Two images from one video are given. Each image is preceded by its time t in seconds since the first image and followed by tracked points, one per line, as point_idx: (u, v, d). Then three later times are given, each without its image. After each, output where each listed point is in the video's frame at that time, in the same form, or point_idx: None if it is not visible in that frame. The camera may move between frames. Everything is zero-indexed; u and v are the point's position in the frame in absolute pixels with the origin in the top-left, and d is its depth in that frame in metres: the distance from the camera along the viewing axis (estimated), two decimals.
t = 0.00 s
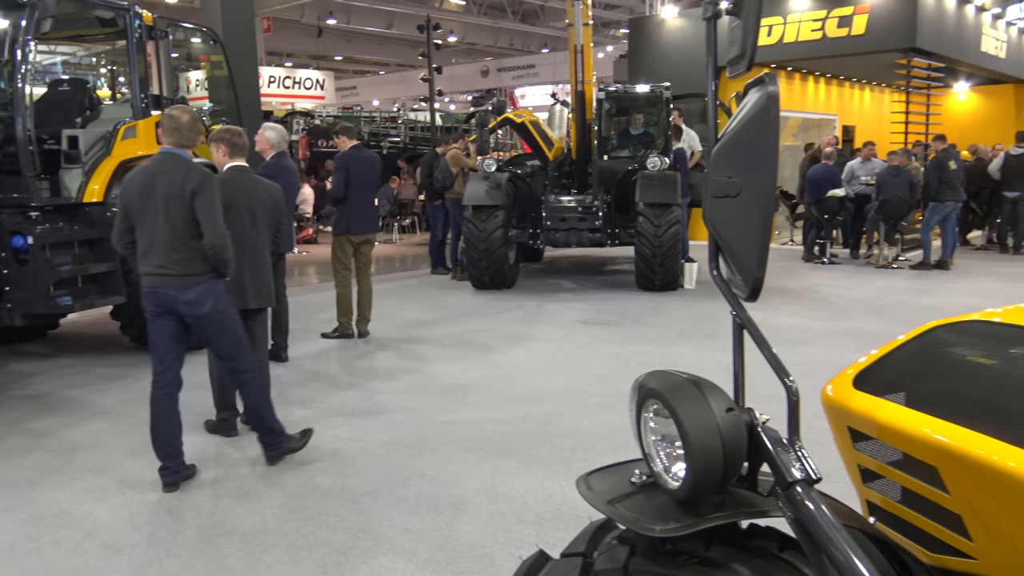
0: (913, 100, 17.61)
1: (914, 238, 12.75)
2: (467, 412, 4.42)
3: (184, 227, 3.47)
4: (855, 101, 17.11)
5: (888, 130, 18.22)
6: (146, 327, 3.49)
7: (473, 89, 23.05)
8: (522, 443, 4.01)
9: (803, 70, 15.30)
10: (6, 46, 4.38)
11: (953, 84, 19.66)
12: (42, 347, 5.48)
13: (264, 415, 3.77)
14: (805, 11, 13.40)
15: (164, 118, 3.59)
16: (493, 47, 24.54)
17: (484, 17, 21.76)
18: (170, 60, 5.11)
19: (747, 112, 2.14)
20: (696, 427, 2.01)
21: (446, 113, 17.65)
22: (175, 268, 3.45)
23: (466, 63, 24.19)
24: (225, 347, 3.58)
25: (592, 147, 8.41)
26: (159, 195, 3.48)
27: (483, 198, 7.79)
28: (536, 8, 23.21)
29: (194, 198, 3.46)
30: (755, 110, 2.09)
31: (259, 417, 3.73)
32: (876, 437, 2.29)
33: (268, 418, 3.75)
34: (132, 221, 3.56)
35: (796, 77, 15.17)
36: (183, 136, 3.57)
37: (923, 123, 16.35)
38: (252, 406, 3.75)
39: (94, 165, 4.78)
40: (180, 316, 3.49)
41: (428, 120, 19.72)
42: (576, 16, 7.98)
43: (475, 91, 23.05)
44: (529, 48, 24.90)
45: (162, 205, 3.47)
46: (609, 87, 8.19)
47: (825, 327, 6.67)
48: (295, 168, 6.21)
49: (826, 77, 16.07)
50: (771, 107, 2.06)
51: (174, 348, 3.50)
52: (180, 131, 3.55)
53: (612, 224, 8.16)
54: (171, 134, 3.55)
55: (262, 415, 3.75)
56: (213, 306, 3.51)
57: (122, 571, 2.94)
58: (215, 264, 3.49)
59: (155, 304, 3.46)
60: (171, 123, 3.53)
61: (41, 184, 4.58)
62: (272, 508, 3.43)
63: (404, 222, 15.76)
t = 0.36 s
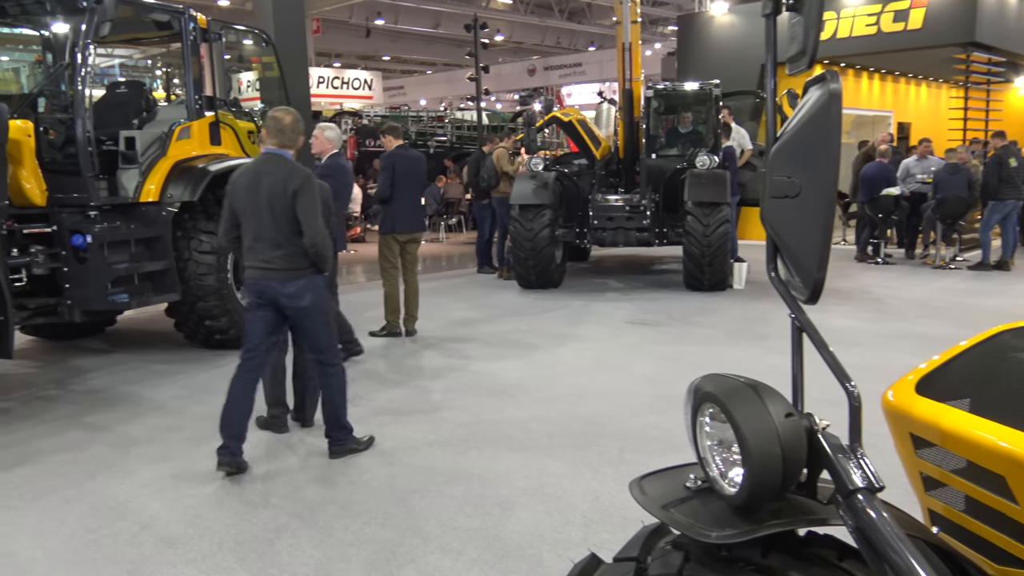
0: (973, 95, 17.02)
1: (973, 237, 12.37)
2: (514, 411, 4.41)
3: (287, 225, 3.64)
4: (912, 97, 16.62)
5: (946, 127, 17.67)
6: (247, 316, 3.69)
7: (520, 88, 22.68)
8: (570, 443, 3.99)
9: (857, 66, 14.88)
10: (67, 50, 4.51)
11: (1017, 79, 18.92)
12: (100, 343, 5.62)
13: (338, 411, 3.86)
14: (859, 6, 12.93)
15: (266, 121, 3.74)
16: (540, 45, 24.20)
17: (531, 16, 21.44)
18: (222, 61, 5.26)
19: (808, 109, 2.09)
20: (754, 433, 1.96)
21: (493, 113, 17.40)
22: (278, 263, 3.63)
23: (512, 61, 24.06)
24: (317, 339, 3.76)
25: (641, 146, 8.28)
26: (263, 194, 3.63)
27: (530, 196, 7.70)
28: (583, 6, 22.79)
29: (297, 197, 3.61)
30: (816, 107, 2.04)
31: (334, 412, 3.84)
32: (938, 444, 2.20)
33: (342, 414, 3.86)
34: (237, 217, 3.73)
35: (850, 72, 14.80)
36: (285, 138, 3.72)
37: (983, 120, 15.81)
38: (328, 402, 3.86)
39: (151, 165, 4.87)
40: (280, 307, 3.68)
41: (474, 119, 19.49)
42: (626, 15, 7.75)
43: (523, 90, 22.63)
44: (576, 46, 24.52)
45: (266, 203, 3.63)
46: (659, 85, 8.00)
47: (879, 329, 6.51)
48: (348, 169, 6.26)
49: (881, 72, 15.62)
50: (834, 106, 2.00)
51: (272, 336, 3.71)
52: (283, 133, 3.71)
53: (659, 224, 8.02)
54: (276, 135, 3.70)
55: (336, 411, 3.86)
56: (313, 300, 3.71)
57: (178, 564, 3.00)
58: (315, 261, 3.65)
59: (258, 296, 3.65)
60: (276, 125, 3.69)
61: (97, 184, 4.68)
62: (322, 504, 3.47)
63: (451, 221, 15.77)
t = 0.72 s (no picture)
0: None
1: None
2: (558, 416, 4.40)
3: (377, 224, 3.75)
4: (967, 95, 16.15)
5: (1003, 126, 17.13)
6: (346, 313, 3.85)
7: (564, 92, 22.45)
8: (616, 448, 3.96)
9: (910, 64, 14.52)
10: (119, 59, 4.59)
11: None
12: (153, 345, 5.76)
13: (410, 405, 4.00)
14: (910, 3, 12.49)
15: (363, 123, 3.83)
16: (584, 48, 23.86)
17: (575, 18, 21.09)
18: (270, 69, 5.34)
19: (865, 109, 2.04)
20: (811, 440, 1.92)
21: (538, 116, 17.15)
22: (369, 261, 3.74)
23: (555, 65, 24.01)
24: (398, 339, 3.79)
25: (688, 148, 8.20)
26: (356, 195, 3.78)
27: (574, 200, 7.66)
28: (627, 8, 22.36)
29: (387, 198, 3.74)
30: (874, 107, 1.99)
31: (389, 415, 3.84)
32: (1003, 452, 2.09)
33: (396, 418, 3.87)
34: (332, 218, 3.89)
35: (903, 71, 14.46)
36: (379, 138, 3.82)
37: None
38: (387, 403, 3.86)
39: (202, 172, 4.96)
40: (369, 305, 3.79)
41: (518, 122, 19.09)
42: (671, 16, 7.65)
43: (567, 93, 22.20)
44: (619, 48, 24.13)
45: (358, 203, 3.77)
46: (704, 86, 7.91)
47: (933, 333, 6.34)
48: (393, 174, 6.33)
49: (935, 71, 15.22)
50: (894, 105, 1.94)
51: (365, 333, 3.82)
52: (377, 134, 3.80)
53: (706, 227, 7.84)
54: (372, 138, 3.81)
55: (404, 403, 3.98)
56: (398, 299, 3.76)
57: (229, 563, 3.04)
58: (403, 261, 3.74)
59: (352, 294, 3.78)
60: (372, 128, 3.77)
61: (150, 191, 4.80)
62: (369, 506, 3.50)
63: (495, 225, 15.79)
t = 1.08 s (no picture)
0: None
1: None
2: (604, 420, 4.37)
3: (449, 227, 3.80)
4: None
5: None
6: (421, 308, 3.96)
7: (608, 95, 21.49)
8: (662, 454, 3.92)
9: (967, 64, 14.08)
10: (173, 65, 4.74)
11: None
12: (203, 345, 5.87)
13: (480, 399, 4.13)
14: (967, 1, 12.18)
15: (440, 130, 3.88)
16: (629, 50, 23.49)
17: (620, 20, 20.72)
18: (318, 73, 5.41)
19: (930, 110, 1.98)
20: (872, 450, 1.88)
21: (582, 119, 16.94)
22: (440, 262, 3.80)
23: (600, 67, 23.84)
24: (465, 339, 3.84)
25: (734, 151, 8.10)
26: (430, 197, 3.83)
27: (619, 203, 7.62)
28: (673, 10, 21.90)
29: (460, 201, 3.77)
30: (939, 108, 1.93)
31: (439, 416, 3.82)
32: None
33: (446, 418, 3.85)
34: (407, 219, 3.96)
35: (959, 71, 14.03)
36: (455, 146, 3.88)
37: None
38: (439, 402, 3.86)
39: (253, 174, 5.05)
40: (440, 304, 3.85)
41: (564, 126, 18.67)
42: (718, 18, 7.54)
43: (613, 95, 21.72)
44: (665, 50, 23.66)
45: (433, 206, 3.82)
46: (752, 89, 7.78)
47: (990, 341, 6.15)
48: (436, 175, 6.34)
49: (994, 70, 14.73)
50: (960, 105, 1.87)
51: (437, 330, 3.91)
52: (452, 142, 3.85)
53: (753, 230, 7.70)
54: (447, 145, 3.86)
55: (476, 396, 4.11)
56: (468, 300, 3.81)
57: (276, 562, 3.07)
58: (473, 263, 3.77)
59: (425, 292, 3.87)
60: (449, 136, 3.82)
61: (201, 193, 4.92)
62: (414, 508, 3.51)
63: (539, 228, 15.74)
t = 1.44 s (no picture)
0: None
1: None
2: (648, 425, 4.32)
3: (525, 227, 3.84)
4: None
5: None
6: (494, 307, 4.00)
7: (651, 97, 21.30)
8: (708, 460, 3.87)
9: None
10: (223, 71, 4.80)
11: None
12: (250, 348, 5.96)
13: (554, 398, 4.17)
14: None
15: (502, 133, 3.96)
16: (672, 52, 23.17)
17: (663, 21, 20.43)
18: (365, 78, 5.46)
19: (993, 110, 1.93)
20: (936, 458, 1.83)
21: (625, 121, 16.75)
22: (517, 262, 3.84)
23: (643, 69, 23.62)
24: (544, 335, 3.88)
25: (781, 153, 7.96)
26: (504, 198, 3.87)
27: (663, 205, 7.55)
28: (717, 10, 21.53)
29: (536, 201, 3.81)
30: (1004, 106, 1.88)
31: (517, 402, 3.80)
32: None
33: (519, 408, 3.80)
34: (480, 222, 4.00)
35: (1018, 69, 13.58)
36: (519, 148, 3.98)
37: None
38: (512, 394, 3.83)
39: (298, 178, 5.10)
40: (516, 302, 3.89)
41: (605, 128, 18.77)
42: (765, 16, 7.42)
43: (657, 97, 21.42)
44: (709, 51, 23.26)
45: (507, 208, 3.86)
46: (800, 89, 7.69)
47: None
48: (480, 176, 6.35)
49: None
50: None
51: (513, 329, 3.95)
52: (517, 145, 3.95)
53: (800, 232, 7.56)
54: (512, 148, 3.95)
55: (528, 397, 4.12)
56: (545, 297, 3.85)
57: (322, 562, 3.10)
58: (551, 261, 3.82)
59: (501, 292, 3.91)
60: (515, 139, 3.91)
61: (249, 197, 4.98)
62: (457, 510, 3.51)
63: (581, 231, 15.66)
